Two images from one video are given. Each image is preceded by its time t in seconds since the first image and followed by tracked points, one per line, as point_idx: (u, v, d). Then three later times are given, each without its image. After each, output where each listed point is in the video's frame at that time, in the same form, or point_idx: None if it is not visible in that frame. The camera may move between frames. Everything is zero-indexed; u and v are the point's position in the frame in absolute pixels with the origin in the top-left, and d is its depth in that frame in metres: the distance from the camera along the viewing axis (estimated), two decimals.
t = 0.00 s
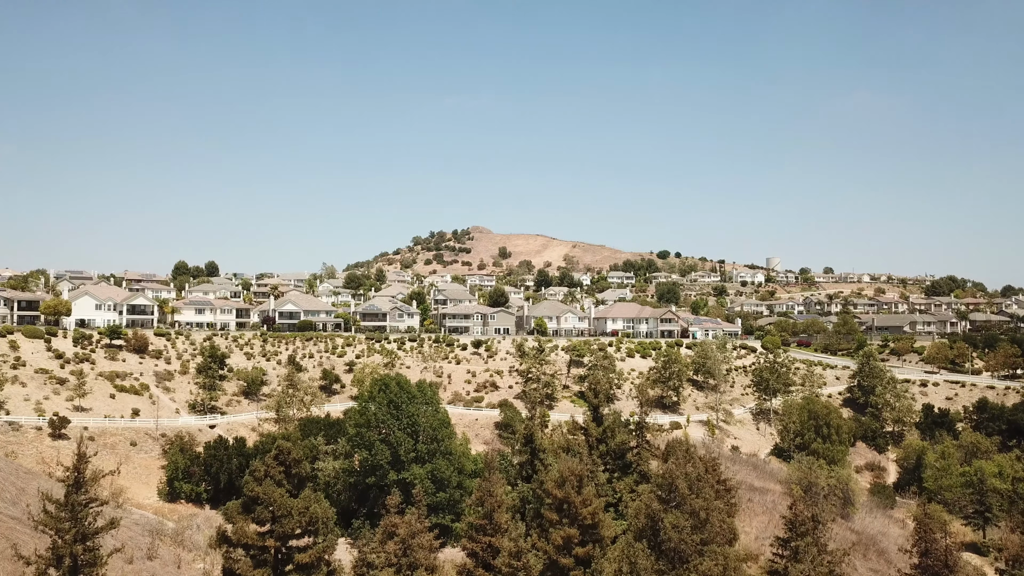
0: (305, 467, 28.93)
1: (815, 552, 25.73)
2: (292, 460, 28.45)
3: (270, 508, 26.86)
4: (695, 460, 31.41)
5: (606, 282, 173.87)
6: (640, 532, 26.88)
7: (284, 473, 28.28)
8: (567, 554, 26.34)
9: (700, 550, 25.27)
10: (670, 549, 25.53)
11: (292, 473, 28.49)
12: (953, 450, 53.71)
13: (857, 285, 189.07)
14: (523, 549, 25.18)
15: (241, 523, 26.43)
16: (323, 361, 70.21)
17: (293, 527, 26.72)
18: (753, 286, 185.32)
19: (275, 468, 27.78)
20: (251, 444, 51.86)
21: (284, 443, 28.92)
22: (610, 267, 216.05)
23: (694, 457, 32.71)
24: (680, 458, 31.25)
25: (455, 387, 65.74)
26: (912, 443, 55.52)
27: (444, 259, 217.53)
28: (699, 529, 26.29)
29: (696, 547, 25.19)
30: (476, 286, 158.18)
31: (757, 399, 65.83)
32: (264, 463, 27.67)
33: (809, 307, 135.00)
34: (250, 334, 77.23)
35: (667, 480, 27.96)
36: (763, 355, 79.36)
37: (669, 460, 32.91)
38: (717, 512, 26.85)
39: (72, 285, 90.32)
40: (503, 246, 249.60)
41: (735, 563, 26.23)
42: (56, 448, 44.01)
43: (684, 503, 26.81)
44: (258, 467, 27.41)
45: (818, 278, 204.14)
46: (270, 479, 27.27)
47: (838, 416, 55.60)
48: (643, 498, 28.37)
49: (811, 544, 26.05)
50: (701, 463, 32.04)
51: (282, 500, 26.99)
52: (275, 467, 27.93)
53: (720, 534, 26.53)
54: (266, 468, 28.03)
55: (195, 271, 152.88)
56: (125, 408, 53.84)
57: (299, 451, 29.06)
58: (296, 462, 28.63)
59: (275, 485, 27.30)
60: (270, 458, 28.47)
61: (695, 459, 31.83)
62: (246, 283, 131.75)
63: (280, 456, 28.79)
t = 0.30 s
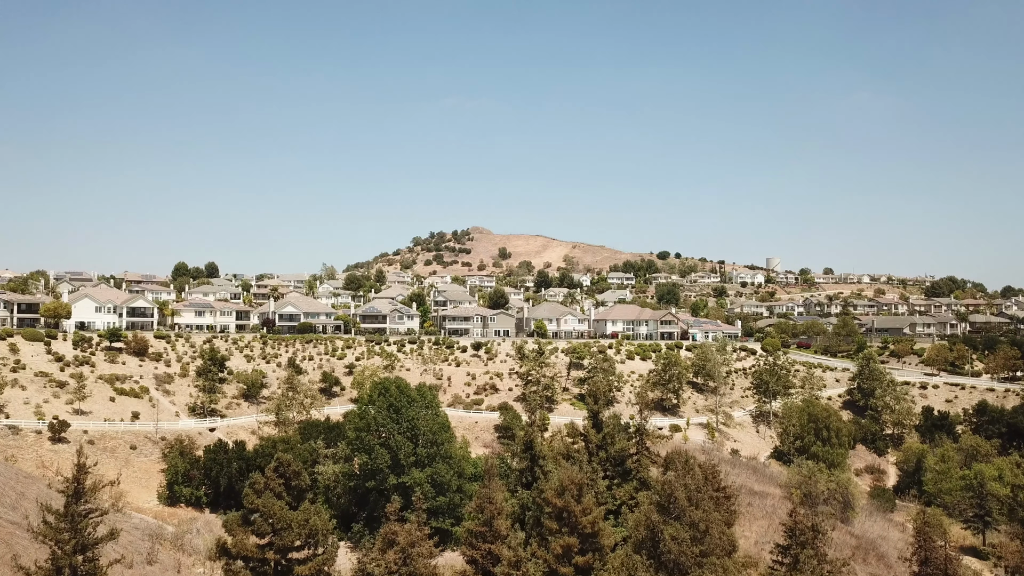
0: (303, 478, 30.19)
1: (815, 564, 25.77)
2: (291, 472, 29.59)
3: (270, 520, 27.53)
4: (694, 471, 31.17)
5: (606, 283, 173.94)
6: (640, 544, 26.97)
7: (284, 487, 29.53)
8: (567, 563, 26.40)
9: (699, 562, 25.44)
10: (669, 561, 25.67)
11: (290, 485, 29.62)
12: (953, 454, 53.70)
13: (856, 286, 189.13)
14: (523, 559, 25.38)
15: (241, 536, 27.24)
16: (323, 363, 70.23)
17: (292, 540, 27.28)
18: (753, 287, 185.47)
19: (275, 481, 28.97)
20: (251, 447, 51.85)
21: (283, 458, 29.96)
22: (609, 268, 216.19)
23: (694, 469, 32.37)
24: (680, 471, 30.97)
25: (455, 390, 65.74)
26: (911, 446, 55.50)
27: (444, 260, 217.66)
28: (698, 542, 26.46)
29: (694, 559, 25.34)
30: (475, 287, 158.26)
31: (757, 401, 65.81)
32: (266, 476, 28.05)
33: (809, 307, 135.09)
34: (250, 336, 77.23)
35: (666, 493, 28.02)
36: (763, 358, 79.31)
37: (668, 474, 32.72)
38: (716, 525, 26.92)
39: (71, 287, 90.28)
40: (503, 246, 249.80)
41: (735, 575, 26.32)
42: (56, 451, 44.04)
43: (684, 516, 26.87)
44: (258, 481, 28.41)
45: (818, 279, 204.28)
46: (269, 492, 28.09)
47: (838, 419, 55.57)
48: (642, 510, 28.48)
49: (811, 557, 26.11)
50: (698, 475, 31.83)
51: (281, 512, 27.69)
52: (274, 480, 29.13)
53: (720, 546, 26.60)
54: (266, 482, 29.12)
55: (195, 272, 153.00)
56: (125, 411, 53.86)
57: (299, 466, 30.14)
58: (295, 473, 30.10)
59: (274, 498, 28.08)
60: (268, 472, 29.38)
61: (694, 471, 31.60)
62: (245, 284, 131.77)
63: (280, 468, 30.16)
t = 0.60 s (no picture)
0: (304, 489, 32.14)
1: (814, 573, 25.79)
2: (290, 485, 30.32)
3: (271, 531, 28.16)
4: (694, 481, 31.18)
5: (606, 284, 174.09)
6: (639, 556, 27.00)
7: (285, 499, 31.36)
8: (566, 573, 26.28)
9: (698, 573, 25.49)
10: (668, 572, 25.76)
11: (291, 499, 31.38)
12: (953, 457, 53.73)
13: (856, 287, 189.18)
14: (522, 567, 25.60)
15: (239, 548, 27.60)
16: (322, 365, 70.25)
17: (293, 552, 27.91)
18: (752, 287, 185.68)
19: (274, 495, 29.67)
20: (251, 450, 51.80)
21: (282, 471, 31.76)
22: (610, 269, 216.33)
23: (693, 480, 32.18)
24: (680, 482, 30.78)
25: (455, 393, 65.74)
26: (911, 449, 55.55)
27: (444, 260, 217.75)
28: (698, 554, 26.54)
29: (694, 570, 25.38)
30: (476, 288, 158.37)
31: (757, 404, 65.79)
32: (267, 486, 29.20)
33: (809, 309, 135.20)
34: (250, 338, 77.24)
35: (666, 503, 28.08)
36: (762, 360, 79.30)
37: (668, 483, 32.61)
38: (716, 537, 26.93)
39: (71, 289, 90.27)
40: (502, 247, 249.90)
41: None
42: (56, 455, 44.05)
43: (684, 529, 26.94)
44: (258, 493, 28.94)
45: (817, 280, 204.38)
46: (269, 504, 28.82)
47: (838, 422, 55.58)
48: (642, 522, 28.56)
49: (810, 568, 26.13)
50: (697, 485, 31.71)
51: (282, 524, 28.36)
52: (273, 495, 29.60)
53: (720, 558, 26.62)
54: (265, 494, 29.77)
55: (195, 274, 153.16)
56: (125, 414, 53.82)
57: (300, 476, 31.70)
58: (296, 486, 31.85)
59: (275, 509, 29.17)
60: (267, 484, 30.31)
61: (694, 481, 31.43)
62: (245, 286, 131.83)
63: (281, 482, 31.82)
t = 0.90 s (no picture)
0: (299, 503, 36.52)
1: None
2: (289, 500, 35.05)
3: (270, 543, 28.50)
4: (692, 490, 31.27)
5: (605, 284, 174.41)
6: (639, 567, 27.04)
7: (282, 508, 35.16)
8: None
9: None
10: None
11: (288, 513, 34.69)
12: (953, 460, 53.72)
13: (856, 288, 189.18)
14: None
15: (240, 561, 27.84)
16: (322, 368, 70.25)
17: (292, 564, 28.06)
18: (752, 288, 185.76)
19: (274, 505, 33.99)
20: (251, 453, 51.81)
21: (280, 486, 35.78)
22: (610, 270, 216.46)
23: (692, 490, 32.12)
24: (679, 493, 30.77)
25: (454, 395, 65.74)
26: (911, 452, 55.54)
27: (444, 261, 217.75)
28: (697, 564, 26.59)
29: None
30: (476, 289, 158.62)
31: (757, 406, 65.75)
32: (266, 498, 33.62)
33: (809, 309, 135.28)
34: (250, 341, 77.23)
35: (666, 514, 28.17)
36: (762, 362, 79.30)
37: (667, 493, 32.56)
38: (715, 548, 26.96)
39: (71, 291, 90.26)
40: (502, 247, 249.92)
41: None
42: (56, 458, 44.11)
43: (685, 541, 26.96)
44: (258, 503, 32.66)
45: (817, 280, 204.43)
46: (268, 513, 32.96)
47: (837, 425, 55.57)
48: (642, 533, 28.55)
49: None
50: (696, 495, 31.72)
51: (282, 536, 28.78)
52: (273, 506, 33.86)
53: (720, 569, 26.65)
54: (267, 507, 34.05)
55: (195, 274, 153.44)
56: (125, 417, 53.81)
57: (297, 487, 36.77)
58: (294, 497, 36.74)
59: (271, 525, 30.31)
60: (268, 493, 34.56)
61: (693, 491, 31.45)
62: (245, 287, 131.86)
63: (280, 493, 36.49)
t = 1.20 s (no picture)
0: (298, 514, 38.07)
1: None
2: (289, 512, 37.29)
3: (271, 556, 28.49)
4: (690, 499, 31.30)
5: (604, 284, 174.71)
6: None
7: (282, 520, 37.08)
8: None
9: None
10: None
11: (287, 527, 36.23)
12: (952, 463, 53.75)
13: (856, 289, 189.18)
14: None
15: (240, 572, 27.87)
16: (322, 370, 70.27)
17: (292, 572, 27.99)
18: (752, 289, 185.82)
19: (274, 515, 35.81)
20: (251, 457, 51.80)
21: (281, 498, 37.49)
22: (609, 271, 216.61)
23: (692, 500, 32.08)
24: (678, 503, 30.76)
25: (454, 398, 65.76)
26: (911, 455, 55.52)
27: (443, 262, 217.81)
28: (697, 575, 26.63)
29: None
30: (476, 290, 158.66)
31: (756, 409, 65.75)
32: (265, 509, 35.36)
33: (808, 311, 135.31)
34: (250, 343, 77.26)
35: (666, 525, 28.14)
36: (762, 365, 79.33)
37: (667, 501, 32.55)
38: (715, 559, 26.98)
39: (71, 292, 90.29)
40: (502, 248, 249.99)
41: None
42: (56, 462, 44.09)
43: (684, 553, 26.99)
44: (259, 515, 34.67)
45: (817, 281, 204.54)
46: (269, 524, 34.85)
47: (837, 429, 55.50)
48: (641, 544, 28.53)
49: None
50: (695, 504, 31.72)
51: (282, 548, 28.83)
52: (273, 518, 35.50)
53: None
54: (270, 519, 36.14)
55: (194, 275, 153.68)
56: (124, 420, 53.79)
57: (297, 497, 39.58)
58: (293, 507, 39.20)
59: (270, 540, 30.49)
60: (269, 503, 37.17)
61: (692, 500, 31.50)
62: (246, 288, 131.98)
63: (280, 504, 38.86)
